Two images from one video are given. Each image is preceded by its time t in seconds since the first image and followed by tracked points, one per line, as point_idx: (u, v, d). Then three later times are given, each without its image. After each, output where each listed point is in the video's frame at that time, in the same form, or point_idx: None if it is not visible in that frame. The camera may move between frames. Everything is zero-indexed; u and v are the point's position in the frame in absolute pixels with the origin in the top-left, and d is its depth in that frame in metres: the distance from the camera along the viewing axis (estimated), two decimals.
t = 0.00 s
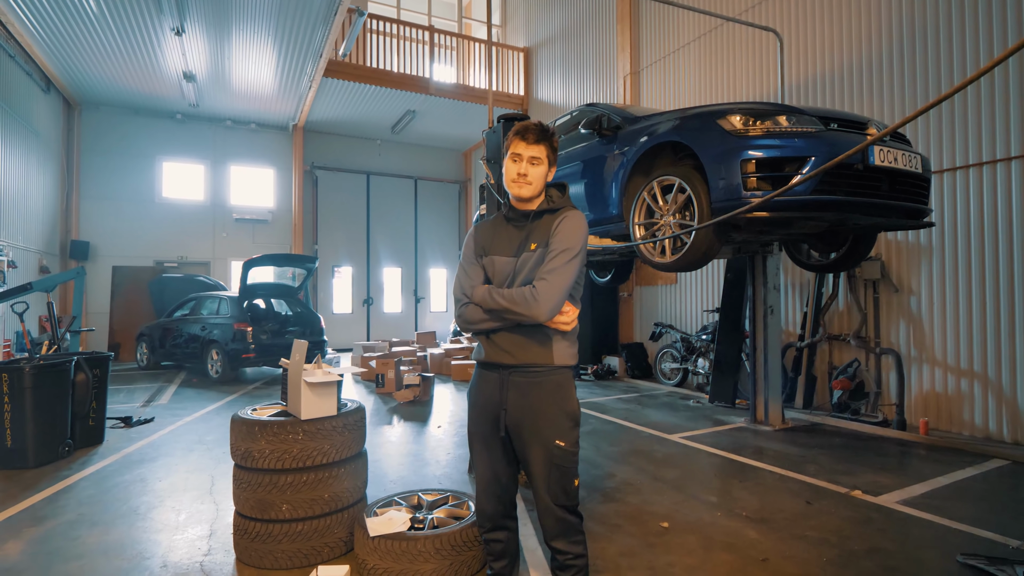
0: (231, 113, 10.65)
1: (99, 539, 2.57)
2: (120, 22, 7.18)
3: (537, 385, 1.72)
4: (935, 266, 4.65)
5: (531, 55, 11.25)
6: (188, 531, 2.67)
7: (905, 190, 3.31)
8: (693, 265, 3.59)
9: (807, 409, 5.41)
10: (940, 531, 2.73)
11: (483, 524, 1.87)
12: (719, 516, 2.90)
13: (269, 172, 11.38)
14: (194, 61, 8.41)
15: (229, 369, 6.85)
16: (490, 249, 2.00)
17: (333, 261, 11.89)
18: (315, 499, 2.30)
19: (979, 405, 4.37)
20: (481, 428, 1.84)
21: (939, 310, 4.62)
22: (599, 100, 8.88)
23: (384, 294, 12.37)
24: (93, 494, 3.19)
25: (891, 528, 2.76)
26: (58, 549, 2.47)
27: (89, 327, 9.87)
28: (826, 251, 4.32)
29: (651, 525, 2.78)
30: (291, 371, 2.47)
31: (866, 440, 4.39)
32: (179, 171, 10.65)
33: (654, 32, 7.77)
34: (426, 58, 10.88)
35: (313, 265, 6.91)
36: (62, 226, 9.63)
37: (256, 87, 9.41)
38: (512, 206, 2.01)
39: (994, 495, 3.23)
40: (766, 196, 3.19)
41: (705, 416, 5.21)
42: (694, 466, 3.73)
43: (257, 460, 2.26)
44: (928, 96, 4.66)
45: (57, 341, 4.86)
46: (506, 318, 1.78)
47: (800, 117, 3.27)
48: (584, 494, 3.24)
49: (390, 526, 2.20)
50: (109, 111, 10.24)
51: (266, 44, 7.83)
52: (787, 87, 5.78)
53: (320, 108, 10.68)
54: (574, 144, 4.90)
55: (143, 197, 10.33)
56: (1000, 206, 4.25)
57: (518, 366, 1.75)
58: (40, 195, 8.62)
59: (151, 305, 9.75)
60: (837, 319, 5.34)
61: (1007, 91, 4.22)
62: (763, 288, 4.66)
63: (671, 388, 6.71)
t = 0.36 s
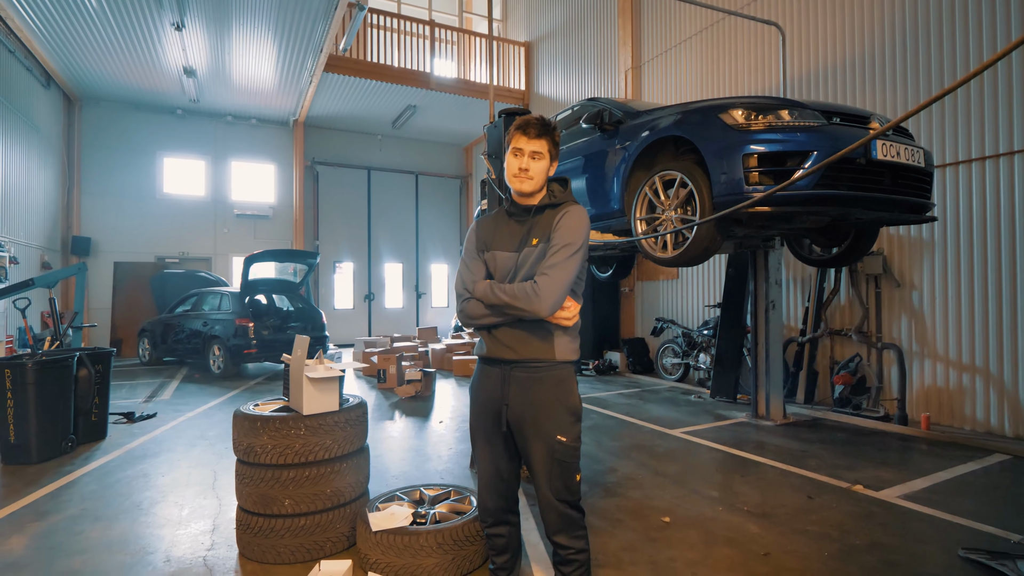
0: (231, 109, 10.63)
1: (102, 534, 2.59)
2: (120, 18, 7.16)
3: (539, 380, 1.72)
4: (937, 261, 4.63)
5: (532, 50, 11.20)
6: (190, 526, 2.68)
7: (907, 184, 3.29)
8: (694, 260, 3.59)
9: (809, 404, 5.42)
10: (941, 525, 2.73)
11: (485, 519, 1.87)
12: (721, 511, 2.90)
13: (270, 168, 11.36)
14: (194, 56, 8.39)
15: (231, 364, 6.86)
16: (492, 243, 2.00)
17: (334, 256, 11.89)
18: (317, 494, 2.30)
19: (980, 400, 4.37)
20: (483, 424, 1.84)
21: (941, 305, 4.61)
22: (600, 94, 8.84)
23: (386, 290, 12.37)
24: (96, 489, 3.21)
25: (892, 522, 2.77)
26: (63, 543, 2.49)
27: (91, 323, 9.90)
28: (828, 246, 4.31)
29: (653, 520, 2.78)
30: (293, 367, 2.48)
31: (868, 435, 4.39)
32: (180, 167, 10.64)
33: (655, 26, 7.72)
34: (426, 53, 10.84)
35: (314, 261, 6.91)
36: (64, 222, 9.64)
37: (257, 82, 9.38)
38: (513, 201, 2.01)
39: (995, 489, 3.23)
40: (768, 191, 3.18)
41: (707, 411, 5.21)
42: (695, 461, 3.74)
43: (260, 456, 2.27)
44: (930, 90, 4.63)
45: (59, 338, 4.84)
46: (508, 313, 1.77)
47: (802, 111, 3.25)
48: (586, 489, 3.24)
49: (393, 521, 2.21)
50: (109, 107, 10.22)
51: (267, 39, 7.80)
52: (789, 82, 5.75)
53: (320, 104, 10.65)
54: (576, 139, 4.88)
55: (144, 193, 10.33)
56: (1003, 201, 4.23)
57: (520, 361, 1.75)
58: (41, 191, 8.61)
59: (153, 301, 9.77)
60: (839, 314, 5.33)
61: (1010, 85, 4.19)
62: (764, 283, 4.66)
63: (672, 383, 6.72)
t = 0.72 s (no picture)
0: (233, 111, 10.65)
1: (104, 536, 2.59)
2: (123, 21, 7.18)
3: (541, 381, 1.72)
4: (939, 259, 4.62)
5: (533, 51, 11.21)
6: (192, 528, 2.68)
7: (909, 183, 3.29)
8: (696, 261, 3.58)
9: (811, 404, 5.40)
10: (945, 526, 2.72)
11: (487, 521, 1.87)
12: (724, 512, 2.90)
13: (272, 169, 11.38)
14: (196, 59, 8.41)
15: (233, 365, 6.87)
16: (493, 245, 2.00)
17: (336, 257, 11.91)
18: (318, 496, 2.31)
19: (984, 399, 4.35)
20: (485, 425, 1.84)
21: (943, 304, 4.60)
22: (601, 95, 8.84)
23: (388, 291, 12.38)
24: (98, 492, 3.21)
25: (897, 523, 2.76)
26: (64, 546, 2.49)
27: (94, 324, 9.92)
28: (830, 246, 4.30)
29: (656, 521, 2.78)
30: (295, 368, 2.48)
31: (871, 434, 4.38)
32: (182, 169, 10.67)
33: (656, 26, 7.72)
34: (427, 54, 10.85)
35: (316, 262, 6.92)
36: (66, 225, 9.67)
37: (259, 85, 9.40)
38: (514, 202, 2.01)
39: (999, 489, 3.22)
40: (770, 190, 3.18)
41: (709, 412, 5.20)
42: (698, 462, 3.73)
43: (262, 458, 2.27)
44: (932, 90, 4.62)
45: (61, 340, 4.86)
46: (509, 314, 1.77)
47: (803, 111, 3.25)
48: (588, 490, 3.24)
49: (395, 523, 2.21)
50: (111, 109, 10.25)
51: (269, 41, 7.81)
52: (789, 82, 5.75)
53: (321, 105, 10.67)
54: (576, 139, 4.88)
55: (146, 194, 10.36)
56: (1005, 199, 4.22)
57: (521, 362, 1.75)
58: (44, 194, 8.64)
59: (155, 302, 9.78)
60: (841, 313, 5.32)
61: (1012, 84, 4.17)
62: (766, 282, 4.65)
63: (675, 384, 6.70)
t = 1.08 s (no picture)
0: (232, 112, 10.66)
1: (104, 538, 2.59)
2: (123, 23, 7.20)
3: (540, 383, 1.72)
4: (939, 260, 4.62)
5: (532, 52, 11.22)
6: (191, 530, 2.68)
7: (908, 184, 3.28)
8: (695, 261, 3.58)
9: (811, 404, 5.40)
10: (946, 527, 2.71)
11: (486, 522, 1.86)
12: (724, 512, 2.89)
13: (271, 171, 11.38)
14: (195, 61, 8.42)
15: (233, 367, 6.87)
16: (492, 246, 2.00)
17: (335, 258, 11.91)
18: (318, 497, 2.30)
19: (984, 399, 4.35)
20: (485, 426, 1.84)
21: (943, 304, 4.60)
22: (600, 96, 8.84)
23: (387, 292, 12.38)
24: (97, 493, 3.21)
25: (897, 524, 2.75)
26: (63, 548, 2.49)
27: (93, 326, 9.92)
28: (830, 246, 4.30)
29: (656, 522, 2.78)
30: (294, 370, 2.48)
31: (871, 435, 4.37)
32: (181, 171, 10.68)
33: (654, 27, 7.72)
34: (426, 56, 10.85)
35: (315, 264, 6.92)
36: (66, 227, 9.67)
37: (258, 86, 9.41)
38: (513, 203, 2.00)
39: (999, 490, 3.21)
40: (769, 191, 3.18)
41: (709, 412, 5.20)
42: (697, 463, 3.73)
43: (261, 459, 2.27)
44: (930, 90, 4.62)
45: (61, 341, 4.85)
46: (508, 316, 1.77)
47: (802, 111, 3.25)
48: (588, 491, 3.23)
49: (394, 525, 2.21)
50: (111, 111, 10.26)
51: (269, 43, 7.82)
52: (788, 82, 5.75)
53: (320, 107, 10.67)
54: (575, 140, 4.88)
55: (146, 196, 10.37)
56: (1004, 199, 4.22)
57: (521, 364, 1.75)
58: (43, 195, 8.64)
59: (155, 304, 9.79)
60: (841, 314, 5.31)
61: (1012, 84, 4.17)
62: (766, 283, 4.64)
63: (675, 384, 6.69)
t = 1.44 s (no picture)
0: (235, 116, 10.69)
1: (105, 541, 2.59)
2: (126, 28, 7.24)
3: (542, 386, 1.72)
4: (941, 262, 4.61)
5: (533, 55, 11.24)
6: (193, 534, 2.68)
7: (910, 186, 3.28)
8: (697, 264, 3.58)
9: (813, 407, 5.37)
10: (950, 530, 2.70)
11: (488, 526, 1.86)
12: (727, 516, 2.88)
13: (273, 174, 11.40)
14: (198, 65, 8.45)
15: (235, 370, 6.87)
16: (494, 249, 2.00)
17: (337, 261, 11.92)
18: (319, 501, 2.30)
19: (987, 402, 4.33)
20: (486, 429, 1.84)
21: (946, 307, 4.59)
22: (601, 99, 8.85)
23: (388, 294, 12.39)
24: (99, 496, 3.21)
25: (900, 527, 2.75)
26: (66, 551, 2.50)
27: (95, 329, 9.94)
28: (832, 249, 4.29)
29: (658, 525, 2.77)
30: (295, 373, 2.48)
31: (874, 438, 4.36)
32: (184, 174, 10.71)
33: (655, 30, 7.74)
34: (428, 60, 10.88)
35: (317, 267, 6.94)
36: (69, 230, 9.71)
37: (260, 90, 9.44)
38: (516, 207, 2.01)
39: (1003, 493, 3.20)
40: (771, 194, 3.18)
41: (711, 415, 5.19)
42: (700, 466, 3.72)
43: (262, 463, 2.27)
44: (932, 93, 4.62)
45: (64, 344, 4.86)
46: (511, 319, 1.77)
47: (803, 114, 3.25)
48: (590, 495, 3.23)
49: (395, 529, 2.20)
50: (114, 115, 10.30)
51: (271, 47, 7.86)
52: (789, 85, 5.75)
53: (322, 110, 10.70)
54: (576, 143, 4.88)
55: (148, 199, 10.40)
56: (1006, 202, 4.21)
57: (523, 367, 1.75)
58: (46, 199, 8.68)
59: (157, 307, 9.82)
60: (843, 316, 5.30)
61: (1013, 86, 4.18)
62: (767, 285, 4.63)
63: (676, 387, 6.68)
